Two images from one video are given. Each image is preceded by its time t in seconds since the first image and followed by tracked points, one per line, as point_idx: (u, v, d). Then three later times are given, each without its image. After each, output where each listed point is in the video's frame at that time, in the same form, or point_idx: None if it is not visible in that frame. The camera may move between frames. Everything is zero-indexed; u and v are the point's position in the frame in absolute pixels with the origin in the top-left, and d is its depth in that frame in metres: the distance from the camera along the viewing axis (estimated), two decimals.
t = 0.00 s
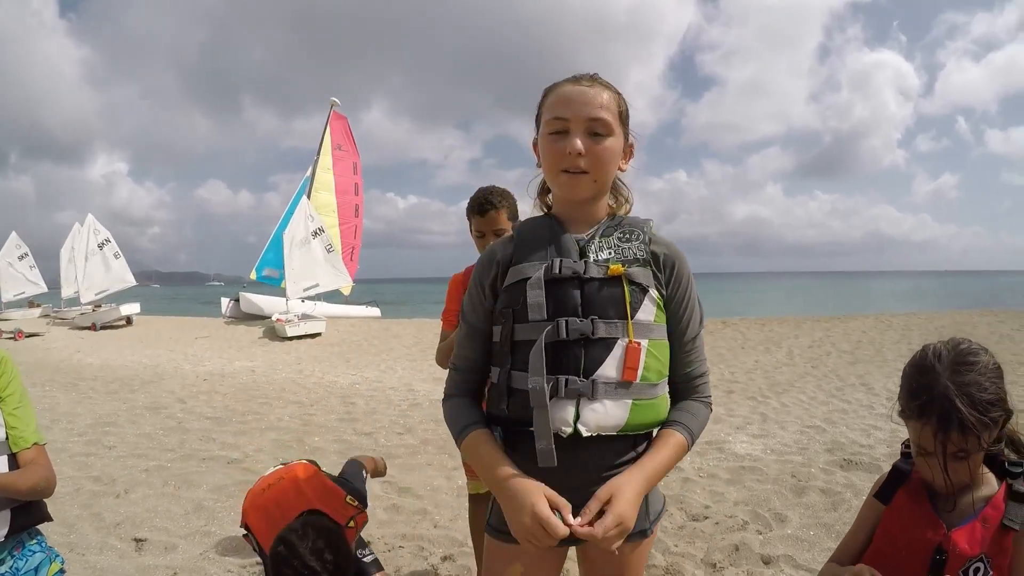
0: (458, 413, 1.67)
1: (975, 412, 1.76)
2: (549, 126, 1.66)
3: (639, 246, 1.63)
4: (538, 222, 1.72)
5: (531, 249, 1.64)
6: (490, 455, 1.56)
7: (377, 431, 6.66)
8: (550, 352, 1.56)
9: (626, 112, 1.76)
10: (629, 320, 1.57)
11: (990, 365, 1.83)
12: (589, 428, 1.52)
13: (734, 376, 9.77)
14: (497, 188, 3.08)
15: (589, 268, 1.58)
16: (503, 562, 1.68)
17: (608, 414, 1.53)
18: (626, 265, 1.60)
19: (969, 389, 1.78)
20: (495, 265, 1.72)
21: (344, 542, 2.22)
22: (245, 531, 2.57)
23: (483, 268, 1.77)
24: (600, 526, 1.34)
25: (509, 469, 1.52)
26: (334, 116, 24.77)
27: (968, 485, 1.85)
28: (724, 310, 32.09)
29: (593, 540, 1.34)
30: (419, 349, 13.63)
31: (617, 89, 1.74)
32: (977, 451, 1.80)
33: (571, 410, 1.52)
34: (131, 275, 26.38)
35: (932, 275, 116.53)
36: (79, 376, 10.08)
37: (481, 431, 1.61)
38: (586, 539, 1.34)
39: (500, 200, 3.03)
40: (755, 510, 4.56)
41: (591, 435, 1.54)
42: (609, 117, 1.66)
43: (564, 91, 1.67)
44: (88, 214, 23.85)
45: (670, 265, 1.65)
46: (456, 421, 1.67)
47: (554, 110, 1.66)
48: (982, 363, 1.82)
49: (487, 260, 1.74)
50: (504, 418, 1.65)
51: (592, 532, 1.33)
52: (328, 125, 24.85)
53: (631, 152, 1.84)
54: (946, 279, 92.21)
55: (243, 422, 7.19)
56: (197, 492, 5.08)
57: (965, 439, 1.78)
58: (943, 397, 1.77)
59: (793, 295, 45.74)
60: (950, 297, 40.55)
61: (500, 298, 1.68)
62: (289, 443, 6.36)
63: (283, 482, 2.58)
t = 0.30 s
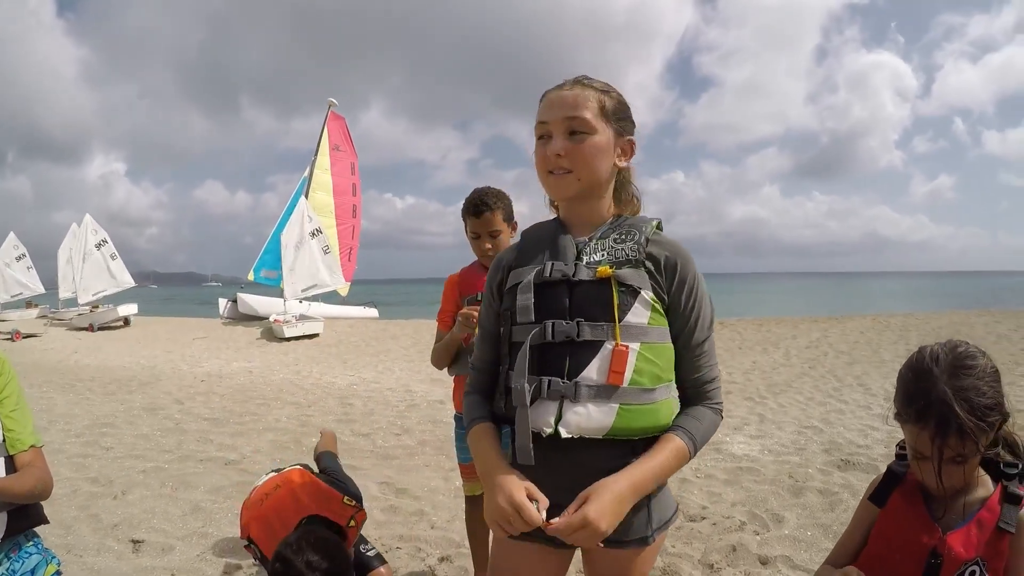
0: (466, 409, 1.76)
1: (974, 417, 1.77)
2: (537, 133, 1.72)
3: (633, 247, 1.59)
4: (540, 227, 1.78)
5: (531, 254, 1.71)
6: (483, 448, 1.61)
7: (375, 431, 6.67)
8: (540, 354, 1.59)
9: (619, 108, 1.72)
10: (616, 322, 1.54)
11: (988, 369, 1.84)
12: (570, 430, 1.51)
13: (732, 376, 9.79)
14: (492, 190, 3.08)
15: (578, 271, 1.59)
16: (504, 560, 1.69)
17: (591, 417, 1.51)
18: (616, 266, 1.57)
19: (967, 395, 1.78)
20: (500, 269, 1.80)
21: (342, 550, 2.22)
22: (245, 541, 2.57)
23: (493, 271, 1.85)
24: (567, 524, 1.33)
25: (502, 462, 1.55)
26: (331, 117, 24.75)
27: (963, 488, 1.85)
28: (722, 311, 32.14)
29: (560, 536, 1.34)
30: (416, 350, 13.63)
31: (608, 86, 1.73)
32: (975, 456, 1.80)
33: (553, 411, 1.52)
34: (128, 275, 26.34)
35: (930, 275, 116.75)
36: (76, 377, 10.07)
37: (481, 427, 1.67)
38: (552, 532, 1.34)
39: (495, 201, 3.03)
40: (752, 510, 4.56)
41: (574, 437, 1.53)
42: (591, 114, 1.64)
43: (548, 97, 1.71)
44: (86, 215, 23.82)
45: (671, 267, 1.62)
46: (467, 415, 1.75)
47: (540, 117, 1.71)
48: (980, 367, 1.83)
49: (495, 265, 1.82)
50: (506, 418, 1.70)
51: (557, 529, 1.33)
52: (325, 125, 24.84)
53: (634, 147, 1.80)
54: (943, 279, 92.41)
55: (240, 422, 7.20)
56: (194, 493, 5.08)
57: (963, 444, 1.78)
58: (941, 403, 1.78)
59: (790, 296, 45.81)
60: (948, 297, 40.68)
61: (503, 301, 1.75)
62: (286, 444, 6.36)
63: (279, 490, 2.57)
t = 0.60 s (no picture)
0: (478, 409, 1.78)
1: (975, 417, 1.77)
2: (553, 135, 1.69)
3: (644, 249, 1.59)
4: (552, 231, 1.78)
5: (543, 258, 1.73)
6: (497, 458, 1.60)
7: (373, 431, 6.66)
8: (552, 355, 1.61)
9: (632, 112, 1.74)
10: (628, 323, 1.54)
11: (989, 368, 1.84)
12: (583, 430, 1.52)
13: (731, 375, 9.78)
14: (488, 189, 3.08)
15: (590, 273, 1.60)
16: (513, 560, 1.69)
17: (604, 418, 1.52)
18: (627, 268, 1.57)
19: (969, 394, 1.78)
20: (513, 272, 1.81)
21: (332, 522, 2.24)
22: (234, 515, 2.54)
23: (506, 275, 1.87)
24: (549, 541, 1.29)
25: (514, 473, 1.53)
26: (329, 116, 24.72)
27: (963, 487, 1.85)
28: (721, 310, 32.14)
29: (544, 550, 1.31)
30: (415, 350, 13.62)
31: (620, 89, 1.73)
32: (976, 455, 1.80)
33: (566, 412, 1.54)
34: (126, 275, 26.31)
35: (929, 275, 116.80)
36: (75, 377, 10.07)
37: (492, 429, 1.69)
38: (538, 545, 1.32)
39: (491, 201, 3.03)
40: (751, 509, 4.56)
41: (588, 437, 1.54)
42: (609, 117, 1.65)
43: (564, 99, 1.69)
44: (83, 215, 23.78)
45: (680, 267, 1.60)
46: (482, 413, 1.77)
47: (556, 119, 1.69)
48: (981, 366, 1.83)
49: (507, 268, 1.84)
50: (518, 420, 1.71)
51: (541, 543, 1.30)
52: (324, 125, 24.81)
53: (643, 151, 1.82)
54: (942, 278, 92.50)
55: (239, 422, 7.19)
56: (193, 493, 5.07)
57: (965, 444, 1.79)
58: (943, 402, 1.77)
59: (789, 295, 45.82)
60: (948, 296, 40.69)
61: (516, 303, 1.77)
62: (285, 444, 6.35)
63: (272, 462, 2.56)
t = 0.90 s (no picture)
0: (484, 422, 1.65)
1: (976, 420, 1.77)
2: (572, 132, 1.67)
3: (662, 253, 1.65)
4: (558, 228, 1.72)
5: (556, 256, 1.64)
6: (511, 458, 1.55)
7: (372, 431, 6.66)
8: (580, 358, 1.56)
9: (649, 119, 1.76)
10: (656, 324, 1.59)
11: (988, 372, 1.85)
12: (622, 433, 1.53)
13: (730, 377, 9.79)
14: (488, 189, 3.08)
15: (616, 275, 1.60)
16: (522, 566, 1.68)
17: (639, 418, 1.55)
18: (652, 270, 1.62)
19: (969, 398, 1.78)
20: (517, 271, 1.69)
21: (295, 415, 2.29)
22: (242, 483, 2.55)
23: (502, 275, 1.74)
24: (623, 546, 1.32)
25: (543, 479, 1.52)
26: (328, 117, 24.69)
27: (963, 490, 1.85)
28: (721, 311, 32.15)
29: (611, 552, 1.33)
30: (415, 350, 13.62)
31: (638, 96, 1.75)
32: (976, 459, 1.80)
33: (604, 415, 1.53)
34: (125, 275, 26.29)
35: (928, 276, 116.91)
36: (73, 376, 10.05)
37: (503, 440, 1.60)
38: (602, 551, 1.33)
39: (491, 201, 3.03)
40: (750, 510, 4.56)
41: (624, 439, 1.56)
42: (632, 121, 1.66)
43: (586, 97, 1.68)
44: (82, 214, 23.74)
45: (690, 272, 1.69)
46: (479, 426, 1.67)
47: (576, 116, 1.67)
48: (981, 369, 1.83)
49: (508, 268, 1.72)
50: (527, 426, 1.64)
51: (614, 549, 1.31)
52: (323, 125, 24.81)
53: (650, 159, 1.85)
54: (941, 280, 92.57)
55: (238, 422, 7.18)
56: (191, 493, 5.07)
57: (965, 448, 1.78)
58: (944, 406, 1.77)
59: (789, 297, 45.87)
60: (947, 297, 40.76)
61: (525, 306, 1.66)
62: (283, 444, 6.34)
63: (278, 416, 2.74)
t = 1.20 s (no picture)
0: (483, 421, 1.65)
1: (977, 424, 1.77)
2: (576, 135, 1.67)
3: (663, 253, 1.66)
4: (561, 228, 1.72)
5: (557, 255, 1.64)
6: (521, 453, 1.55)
7: (373, 432, 6.66)
8: (581, 357, 1.57)
9: (650, 124, 1.77)
10: (657, 324, 1.60)
11: (990, 374, 1.85)
12: (622, 431, 1.54)
13: (730, 377, 9.80)
14: (490, 190, 3.08)
15: (617, 274, 1.61)
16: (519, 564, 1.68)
17: (639, 416, 1.55)
18: (653, 270, 1.63)
19: (970, 401, 1.78)
20: (518, 270, 1.69)
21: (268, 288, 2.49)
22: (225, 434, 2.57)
23: (503, 274, 1.73)
24: (630, 547, 1.32)
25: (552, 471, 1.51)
26: (329, 117, 24.69)
27: (965, 493, 1.85)
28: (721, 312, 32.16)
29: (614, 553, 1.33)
30: (415, 351, 13.62)
31: (640, 100, 1.75)
32: (977, 462, 1.80)
33: (604, 413, 1.53)
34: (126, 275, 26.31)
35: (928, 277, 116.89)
36: (74, 377, 10.05)
37: (507, 439, 1.59)
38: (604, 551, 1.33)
39: (493, 202, 3.04)
40: (750, 511, 4.56)
41: (624, 438, 1.56)
42: (636, 127, 1.67)
43: (590, 102, 1.68)
44: (83, 215, 23.76)
45: (691, 274, 1.69)
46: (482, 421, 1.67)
47: (580, 121, 1.67)
48: (982, 372, 1.83)
49: (510, 267, 1.71)
50: (528, 424, 1.64)
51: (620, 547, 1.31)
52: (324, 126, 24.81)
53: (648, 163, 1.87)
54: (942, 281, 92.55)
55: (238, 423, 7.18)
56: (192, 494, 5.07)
57: (966, 452, 1.78)
58: (945, 409, 1.77)
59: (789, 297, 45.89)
60: (948, 297, 40.78)
61: (525, 305, 1.67)
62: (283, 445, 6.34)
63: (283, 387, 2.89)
